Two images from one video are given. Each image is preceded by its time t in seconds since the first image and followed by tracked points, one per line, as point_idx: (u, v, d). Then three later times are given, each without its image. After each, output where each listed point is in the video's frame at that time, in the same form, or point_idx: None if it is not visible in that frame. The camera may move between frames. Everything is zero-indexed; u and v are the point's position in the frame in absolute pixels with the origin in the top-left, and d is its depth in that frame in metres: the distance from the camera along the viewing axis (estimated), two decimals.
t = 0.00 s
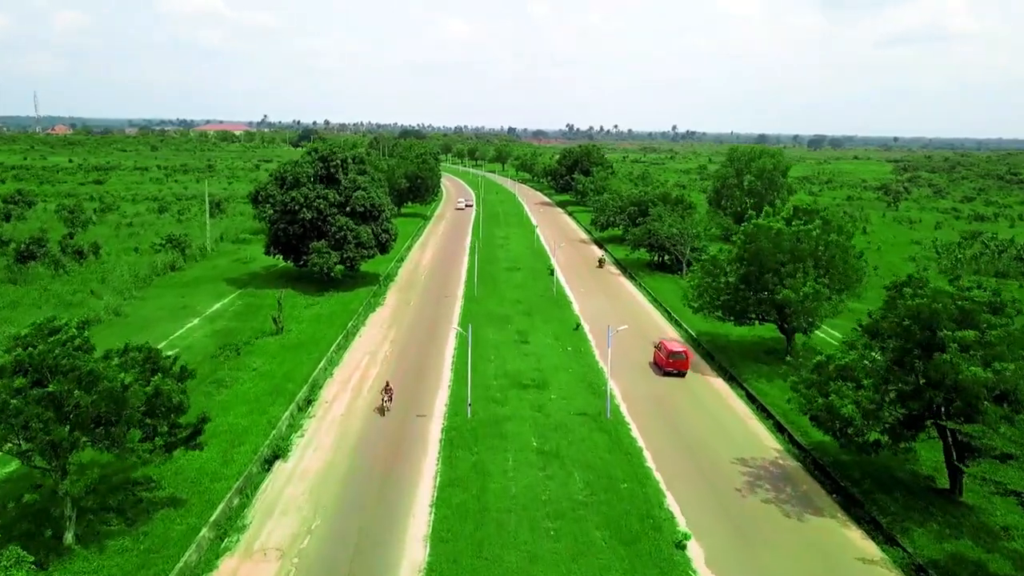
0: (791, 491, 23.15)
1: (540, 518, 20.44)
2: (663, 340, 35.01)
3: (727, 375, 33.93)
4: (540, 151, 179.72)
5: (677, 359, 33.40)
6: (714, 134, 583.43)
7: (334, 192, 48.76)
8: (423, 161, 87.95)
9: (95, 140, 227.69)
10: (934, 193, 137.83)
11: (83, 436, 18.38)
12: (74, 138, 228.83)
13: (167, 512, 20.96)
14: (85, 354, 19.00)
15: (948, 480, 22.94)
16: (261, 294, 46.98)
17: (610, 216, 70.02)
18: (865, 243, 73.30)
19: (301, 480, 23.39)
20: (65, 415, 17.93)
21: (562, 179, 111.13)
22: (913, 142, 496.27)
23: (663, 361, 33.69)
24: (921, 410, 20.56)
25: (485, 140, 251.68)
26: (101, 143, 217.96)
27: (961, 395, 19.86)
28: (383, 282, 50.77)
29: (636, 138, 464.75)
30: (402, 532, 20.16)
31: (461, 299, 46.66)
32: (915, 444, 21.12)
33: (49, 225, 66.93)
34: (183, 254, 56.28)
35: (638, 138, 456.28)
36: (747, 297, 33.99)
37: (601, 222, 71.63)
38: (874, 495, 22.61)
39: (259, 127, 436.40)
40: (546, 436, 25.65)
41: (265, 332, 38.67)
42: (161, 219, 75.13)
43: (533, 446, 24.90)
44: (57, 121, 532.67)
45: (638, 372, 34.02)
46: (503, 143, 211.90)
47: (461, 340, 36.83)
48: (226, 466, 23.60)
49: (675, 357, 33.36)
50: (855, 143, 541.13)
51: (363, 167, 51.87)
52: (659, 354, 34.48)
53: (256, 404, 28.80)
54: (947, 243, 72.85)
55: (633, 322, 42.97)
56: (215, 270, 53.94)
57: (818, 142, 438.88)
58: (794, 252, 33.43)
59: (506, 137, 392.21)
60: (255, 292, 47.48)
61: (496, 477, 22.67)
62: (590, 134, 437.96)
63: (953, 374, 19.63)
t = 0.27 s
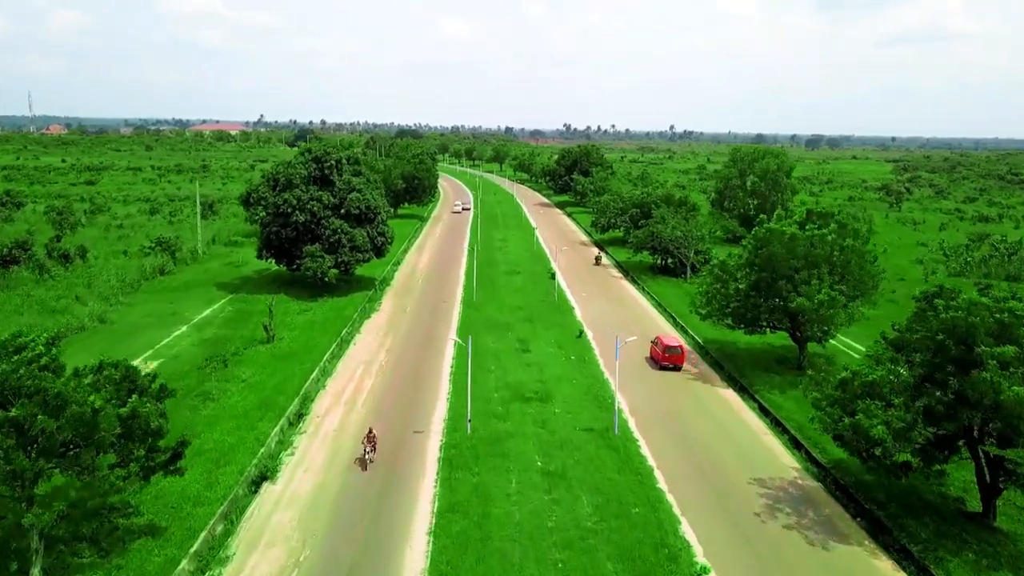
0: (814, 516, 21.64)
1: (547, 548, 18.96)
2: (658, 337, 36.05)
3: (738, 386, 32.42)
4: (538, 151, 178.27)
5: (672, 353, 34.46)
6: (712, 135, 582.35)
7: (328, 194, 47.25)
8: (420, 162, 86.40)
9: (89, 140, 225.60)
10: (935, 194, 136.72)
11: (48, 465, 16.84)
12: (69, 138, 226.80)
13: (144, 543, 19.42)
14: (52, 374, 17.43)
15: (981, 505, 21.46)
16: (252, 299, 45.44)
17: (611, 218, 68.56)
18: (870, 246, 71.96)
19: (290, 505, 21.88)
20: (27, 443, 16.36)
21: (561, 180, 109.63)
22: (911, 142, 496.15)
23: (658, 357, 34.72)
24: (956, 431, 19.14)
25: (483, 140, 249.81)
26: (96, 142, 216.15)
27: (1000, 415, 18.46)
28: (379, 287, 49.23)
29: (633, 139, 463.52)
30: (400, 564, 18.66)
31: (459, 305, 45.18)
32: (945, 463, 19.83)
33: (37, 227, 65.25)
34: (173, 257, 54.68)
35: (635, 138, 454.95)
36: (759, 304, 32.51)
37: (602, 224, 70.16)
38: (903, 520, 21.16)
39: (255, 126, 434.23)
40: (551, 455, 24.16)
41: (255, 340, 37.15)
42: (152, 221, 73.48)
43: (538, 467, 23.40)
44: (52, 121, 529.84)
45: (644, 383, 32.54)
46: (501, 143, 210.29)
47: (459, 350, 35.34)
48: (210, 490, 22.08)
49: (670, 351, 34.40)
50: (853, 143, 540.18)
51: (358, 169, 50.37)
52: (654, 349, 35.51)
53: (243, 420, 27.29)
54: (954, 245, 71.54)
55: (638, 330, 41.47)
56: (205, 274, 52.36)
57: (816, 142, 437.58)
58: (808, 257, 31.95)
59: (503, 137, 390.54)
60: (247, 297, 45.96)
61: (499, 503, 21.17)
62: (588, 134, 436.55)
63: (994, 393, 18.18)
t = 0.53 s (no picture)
0: (835, 539, 20.43)
1: None
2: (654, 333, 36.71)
3: (747, 396, 31.22)
4: (535, 151, 177.13)
5: (668, 348, 35.09)
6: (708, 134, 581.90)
7: (322, 196, 45.94)
8: (416, 162, 85.09)
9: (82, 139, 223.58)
10: (935, 194, 135.83)
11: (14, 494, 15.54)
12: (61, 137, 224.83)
13: (122, 572, 18.16)
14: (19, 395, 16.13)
15: (1011, 527, 20.23)
16: (244, 305, 44.10)
17: (610, 220, 67.35)
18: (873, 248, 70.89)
19: (279, 528, 20.57)
20: None
21: (558, 181, 108.42)
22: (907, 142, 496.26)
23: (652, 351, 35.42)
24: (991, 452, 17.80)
25: (479, 140, 248.46)
26: (89, 142, 214.26)
27: None
28: (374, 292, 47.90)
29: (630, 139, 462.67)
30: None
31: (456, 311, 43.95)
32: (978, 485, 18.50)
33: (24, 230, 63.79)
34: (163, 260, 53.34)
35: (632, 138, 454.10)
36: (769, 311, 31.27)
37: (601, 226, 68.99)
38: (929, 543, 19.98)
39: (250, 126, 432.20)
40: (555, 474, 22.95)
41: (245, 348, 35.87)
42: (142, 223, 72.05)
43: (541, 487, 22.18)
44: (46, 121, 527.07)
45: (650, 393, 31.31)
46: (497, 144, 208.93)
47: (457, 359, 34.04)
48: (194, 512, 20.76)
49: (665, 346, 35.06)
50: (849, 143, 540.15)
51: (352, 170, 49.06)
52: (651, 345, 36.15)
53: (231, 435, 26.03)
54: (958, 247, 70.52)
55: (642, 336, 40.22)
56: (196, 278, 51.02)
57: (812, 142, 437.26)
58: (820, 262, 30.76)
59: (500, 137, 389.39)
60: (238, 302, 44.65)
61: (501, 527, 19.96)
62: (585, 134, 435.65)
63: None
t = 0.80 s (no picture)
0: (859, 566, 19.21)
1: None
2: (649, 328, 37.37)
3: (757, 408, 29.97)
4: (532, 150, 175.85)
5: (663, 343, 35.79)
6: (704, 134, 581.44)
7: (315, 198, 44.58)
8: (411, 163, 83.71)
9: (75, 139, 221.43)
10: (934, 194, 134.88)
11: None
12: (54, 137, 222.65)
13: None
14: None
15: None
16: (235, 309, 42.76)
17: (610, 221, 66.11)
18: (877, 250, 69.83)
19: (265, 556, 19.22)
20: None
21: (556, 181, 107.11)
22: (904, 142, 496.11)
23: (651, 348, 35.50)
24: None
25: (475, 139, 246.97)
26: (82, 142, 212.16)
27: None
28: (368, 297, 46.56)
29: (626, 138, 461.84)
30: None
31: (454, 316, 42.67)
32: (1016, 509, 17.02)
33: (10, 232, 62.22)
34: (152, 264, 51.92)
35: (629, 137, 452.74)
36: (779, 319, 30.00)
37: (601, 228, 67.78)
38: (959, 570, 18.77)
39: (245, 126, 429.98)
40: (560, 494, 21.69)
41: (235, 356, 34.53)
42: (132, 225, 70.52)
43: (545, 510, 20.90)
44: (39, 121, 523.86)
45: (656, 405, 30.07)
46: (493, 144, 207.46)
47: (455, 368, 32.71)
48: (175, 538, 19.43)
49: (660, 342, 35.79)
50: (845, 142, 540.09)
51: (346, 171, 47.63)
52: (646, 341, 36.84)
53: (218, 451, 24.70)
54: (962, 248, 69.48)
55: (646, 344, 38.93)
56: (186, 282, 49.60)
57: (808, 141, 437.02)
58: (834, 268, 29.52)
59: (496, 136, 387.84)
60: (228, 307, 43.29)
61: (503, 554, 18.69)
62: (581, 134, 434.06)
63: None
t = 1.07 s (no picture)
0: None
1: None
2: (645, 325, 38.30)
3: (771, 422, 28.57)
4: (528, 151, 174.49)
5: (657, 339, 36.72)
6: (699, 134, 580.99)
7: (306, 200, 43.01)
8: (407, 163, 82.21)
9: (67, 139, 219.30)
10: (933, 194, 133.87)
11: None
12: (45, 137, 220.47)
13: None
14: None
15: None
16: (224, 317, 41.23)
17: (610, 223, 64.70)
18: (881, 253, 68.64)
19: None
20: None
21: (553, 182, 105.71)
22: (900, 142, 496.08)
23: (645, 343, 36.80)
24: None
25: (470, 139, 245.33)
26: (73, 142, 210.00)
27: None
28: (362, 303, 45.03)
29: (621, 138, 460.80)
30: None
31: (451, 323, 41.22)
32: None
33: None
34: (139, 269, 50.33)
35: (624, 137, 451.74)
36: (793, 328, 28.63)
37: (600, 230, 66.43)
38: None
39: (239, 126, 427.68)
40: (566, 521, 20.25)
41: (222, 367, 33.01)
42: (121, 227, 68.86)
43: (550, 539, 19.46)
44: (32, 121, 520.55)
45: (663, 418, 28.76)
46: (489, 144, 205.98)
47: (452, 380, 31.22)
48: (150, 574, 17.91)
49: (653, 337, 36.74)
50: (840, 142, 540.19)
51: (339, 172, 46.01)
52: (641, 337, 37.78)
53: (201, 473, 23.19)
54: (968, 250, 68.29)
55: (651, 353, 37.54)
56: (173, 288, 48.02)
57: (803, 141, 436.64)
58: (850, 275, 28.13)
59: (491, 136, 386.38)
60: (217, 314, 41.76)
61: None
62: (577, 134, 432.68)
63: None
